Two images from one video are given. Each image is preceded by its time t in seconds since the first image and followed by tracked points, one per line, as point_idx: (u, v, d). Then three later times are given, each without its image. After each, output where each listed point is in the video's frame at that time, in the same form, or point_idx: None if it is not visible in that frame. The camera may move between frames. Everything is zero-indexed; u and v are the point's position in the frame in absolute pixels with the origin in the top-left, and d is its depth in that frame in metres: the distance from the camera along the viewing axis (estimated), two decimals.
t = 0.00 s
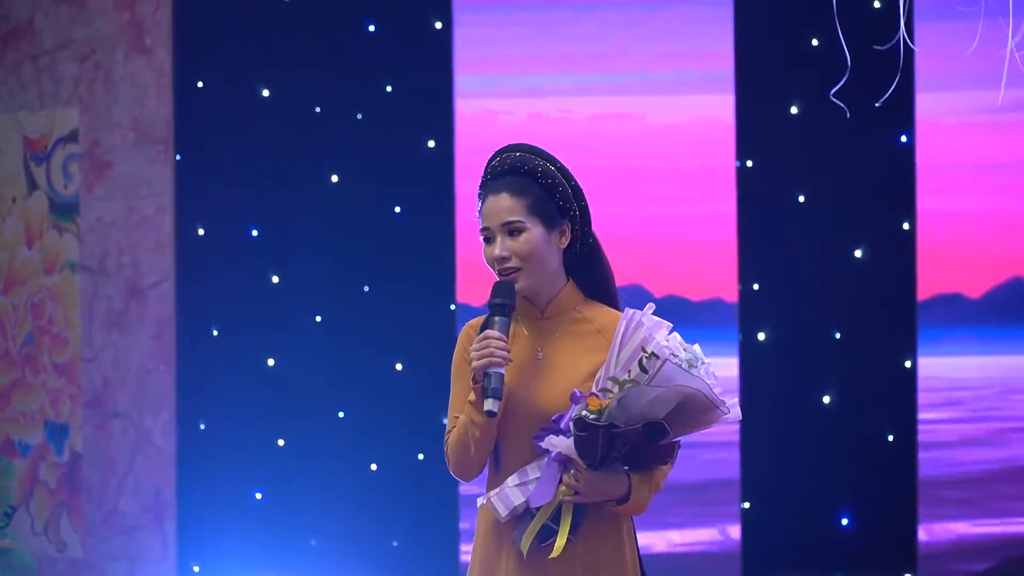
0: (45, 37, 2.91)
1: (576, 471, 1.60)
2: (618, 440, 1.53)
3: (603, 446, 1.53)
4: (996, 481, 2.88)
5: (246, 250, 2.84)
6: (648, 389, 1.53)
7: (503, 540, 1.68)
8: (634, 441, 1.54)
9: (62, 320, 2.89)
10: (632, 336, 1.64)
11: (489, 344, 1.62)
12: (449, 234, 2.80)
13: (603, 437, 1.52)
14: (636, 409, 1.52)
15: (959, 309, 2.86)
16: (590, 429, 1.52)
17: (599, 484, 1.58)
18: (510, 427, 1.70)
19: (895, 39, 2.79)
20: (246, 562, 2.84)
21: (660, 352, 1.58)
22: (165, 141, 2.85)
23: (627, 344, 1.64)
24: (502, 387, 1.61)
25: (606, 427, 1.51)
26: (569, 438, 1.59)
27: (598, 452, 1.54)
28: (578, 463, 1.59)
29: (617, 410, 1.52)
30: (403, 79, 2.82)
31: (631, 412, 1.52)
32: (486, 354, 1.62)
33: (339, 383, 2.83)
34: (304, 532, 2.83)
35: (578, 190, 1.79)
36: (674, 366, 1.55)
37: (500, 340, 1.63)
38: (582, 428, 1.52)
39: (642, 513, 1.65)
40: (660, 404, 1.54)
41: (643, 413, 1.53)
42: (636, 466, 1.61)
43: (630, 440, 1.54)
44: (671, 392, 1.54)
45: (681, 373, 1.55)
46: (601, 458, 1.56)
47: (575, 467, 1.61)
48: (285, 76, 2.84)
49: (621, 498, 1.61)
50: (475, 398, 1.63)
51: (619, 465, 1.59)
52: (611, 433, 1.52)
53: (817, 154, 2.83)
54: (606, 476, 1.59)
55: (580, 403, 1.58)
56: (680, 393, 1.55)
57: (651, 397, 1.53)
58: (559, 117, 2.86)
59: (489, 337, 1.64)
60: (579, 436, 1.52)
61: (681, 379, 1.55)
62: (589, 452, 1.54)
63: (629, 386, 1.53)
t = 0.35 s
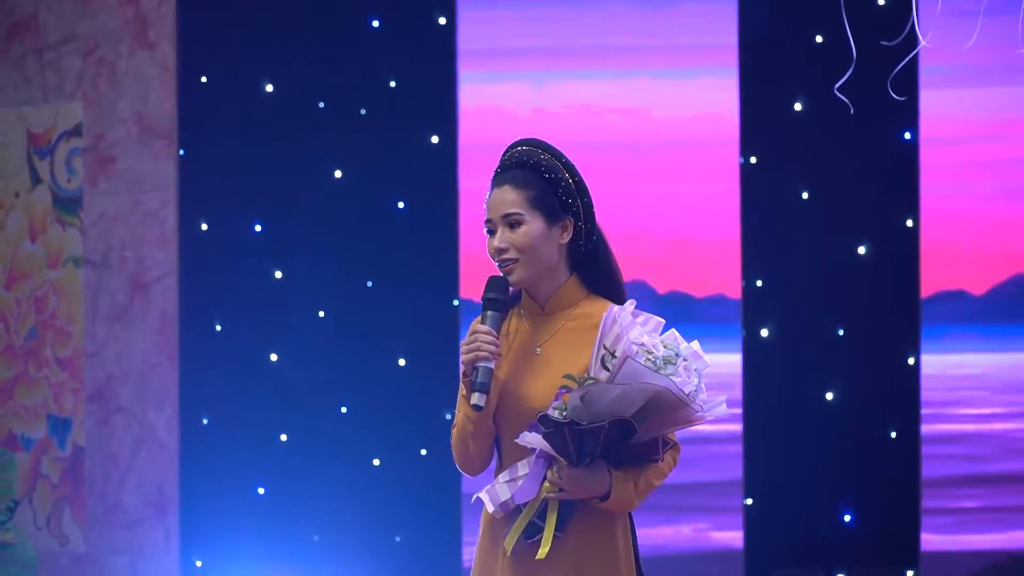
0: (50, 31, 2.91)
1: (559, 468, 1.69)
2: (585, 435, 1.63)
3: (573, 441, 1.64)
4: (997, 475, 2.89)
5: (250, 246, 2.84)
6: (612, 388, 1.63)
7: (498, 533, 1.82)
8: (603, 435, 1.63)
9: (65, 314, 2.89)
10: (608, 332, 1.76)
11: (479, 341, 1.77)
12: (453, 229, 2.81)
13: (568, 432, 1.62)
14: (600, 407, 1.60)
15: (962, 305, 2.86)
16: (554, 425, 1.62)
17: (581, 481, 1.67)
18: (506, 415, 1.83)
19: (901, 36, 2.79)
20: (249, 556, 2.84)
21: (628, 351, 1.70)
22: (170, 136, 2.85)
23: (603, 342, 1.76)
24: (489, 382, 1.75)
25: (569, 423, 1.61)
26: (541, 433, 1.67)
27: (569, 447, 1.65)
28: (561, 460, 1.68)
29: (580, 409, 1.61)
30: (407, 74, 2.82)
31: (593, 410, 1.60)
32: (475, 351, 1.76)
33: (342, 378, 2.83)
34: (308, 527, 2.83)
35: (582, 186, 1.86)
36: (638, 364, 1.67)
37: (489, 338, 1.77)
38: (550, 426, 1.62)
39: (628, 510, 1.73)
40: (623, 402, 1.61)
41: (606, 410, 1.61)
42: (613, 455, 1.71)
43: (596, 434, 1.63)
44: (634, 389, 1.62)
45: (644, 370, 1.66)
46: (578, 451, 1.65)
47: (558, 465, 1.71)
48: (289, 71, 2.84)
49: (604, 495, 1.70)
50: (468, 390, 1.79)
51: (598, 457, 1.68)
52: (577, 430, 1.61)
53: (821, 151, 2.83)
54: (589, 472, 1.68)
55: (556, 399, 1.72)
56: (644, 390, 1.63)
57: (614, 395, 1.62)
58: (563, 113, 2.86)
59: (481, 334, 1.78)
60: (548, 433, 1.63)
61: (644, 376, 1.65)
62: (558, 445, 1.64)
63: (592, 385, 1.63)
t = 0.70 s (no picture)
0: None
1: (542, 436, 1.66)
2: (561, 405, 1.57)
3: (550, 411, 1.58)
4: (989, 448, 2.87)
5: (241, 208, 2.84)
6: (588, 358, 1.57)
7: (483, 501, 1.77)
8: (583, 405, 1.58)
9: (55, 274, 2.89)
10: (588, 303, 1.63)
11: (465, 305, 1.76)
12: (443, 193, 2.80)
13: (546, 401, 1.57)
14: (577, 375, 1.55)
15: (953, 275, 2.86)
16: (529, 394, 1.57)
17: (563, 449, 1.63)
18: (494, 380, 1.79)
19: (900, 5, 2.77)
20: (236, 518, 2.85)
21: (608, 322, 1.61)
22: (162, 98, 2.85)
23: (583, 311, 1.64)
24: (475, 346, 1.73)
25: (545, 392, 1.55)
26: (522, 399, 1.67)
27: (549, 418, 1.60)
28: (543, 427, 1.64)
29: (556, 376, 1.56)
30: (399, 38, 2.81)
31: (570, 378, 1.55)
32: (461, 314, 1.75)
33: (331, 342, 2.83)
34: (296, 489, 2.84)
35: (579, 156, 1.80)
36: (617, 335, 1.59)
37: (476, 302, 1.76)
38: (527, 394, 1.57)
39: (612, 479, 1.67)
40: (601, 370, 1.55)
41: (583, 379, 1.55)
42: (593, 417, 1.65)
43: (574, 404, 1.58)
44: (611, 359, 1.57)
45: (623, 341, 1.58)
46: (556, 421, 1.60)
47: (541, 431, 1.67)
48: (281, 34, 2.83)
49: (586, 463, 1.65)
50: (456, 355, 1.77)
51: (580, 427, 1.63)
52: (554, 399, 1.56)
53: (813, 120, 2.82)
54: (572, 441, 1.64)
55: (535, 370, 1.66)
56: (622, 360, 1.57)
57: (589, 365, 1.56)
58: (555, 80, 2.87)
59: (469, 298, 1.77)
60: (524, 400, 1.58)
61: (623, 347, 1.58)
62: (537, 412, 1.60)
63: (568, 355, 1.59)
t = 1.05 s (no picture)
0: None
1: (534, 417, 1.63)
2: (548, 387, 1.56)
3: (538, 393, 1.57)
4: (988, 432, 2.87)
5: (241, 188, 2.84)
6: (575, 340, 1.56)
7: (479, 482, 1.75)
8: (572, 387, 1.56)
9: (55, 254, 2.89)
10: (579, 286, 1.64)
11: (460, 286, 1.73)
12: (443, 173, 2.80)
13: (534, 383, 1.56)
14: (564, 357, 1.55)
15: (953, 257, 2.86)
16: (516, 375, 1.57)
17: (555, 432, 1.60)
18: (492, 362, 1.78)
19: None
20: (235, 498, 2.85)
21: (596, 305, 1.60)
22: (162, 77, 2.85)
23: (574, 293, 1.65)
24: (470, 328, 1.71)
25: (532, 374, 1.55)
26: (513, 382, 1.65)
27: (538, 401, 1.58)
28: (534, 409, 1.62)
29: (543, 358, 1.56)
30: (400, 18, 2.81)
31: (557, 360, 1.55)
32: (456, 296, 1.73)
33: (331, 322, 2.83)
34: (296, 469, 2.83)
35: (576, 137, 1.79)
36: (604, 319, 1.58)
37: (471, 283, 1.73)
38: (516, 377, 1.57)
39: (605, 461, 1.65)
40: (587, 352, 1.55)
41: (569, 361, 1.55)
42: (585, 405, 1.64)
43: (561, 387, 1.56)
44: (598, 342, 1.56)
45: (609, 325, 1.57)
46: (546, 403, 1.58)
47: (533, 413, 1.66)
48: (281, 14, 2.83)
49: (577, 445, 1.62)
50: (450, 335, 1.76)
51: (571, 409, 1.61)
52: (542, 381, 1.55)
53: (814, 101, 2.82)
54: (563, 423, 1.61)
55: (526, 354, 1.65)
56: (608, 344, 1.56)
57: (574, 348, 1.55)
58: (556, 61, 2.88)
59: (464, 279, 1.75)
60: (513, 382, 1.57)
61: (610, 330, 1.57)
62: (526, 395, 1.59)
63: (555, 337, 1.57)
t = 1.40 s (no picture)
0: None
1: (522, 402, 1.63)
2: (531, 372, 1.56)
3: (521, 378, 1.57)
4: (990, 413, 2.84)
5: (238, 173, 2.84)
6: (556, 326, 1.56)
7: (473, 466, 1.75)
8: (555, 372, 1.56)
9: (52, 239, 2.89)
10: (562, 271, 1.62)
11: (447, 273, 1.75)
12: (439, 156, 2.79)
13: (517, 369, 1.57)
14: (544, 343, 1.55)
15: (953, 237, 2.81)
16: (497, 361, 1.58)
17: (542, 415, 1.61)
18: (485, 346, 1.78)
19: None
20: (234, 483, 2.84)
21: (577, 290, 1.59)
22: (158, 62, 2.85)
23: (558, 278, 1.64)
24: (457, 314, 1.73)
25: (514, 360, 1.56)
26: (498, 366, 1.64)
27: (524, 386, 1.59)
28: (522, 393, 1.63)
29: (524, 343, 1.56)
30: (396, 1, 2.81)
31: (538, 345, 1.55)
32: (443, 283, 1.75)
33: (328, 306, 2.83)
34: (294, 454, 2.83)
35: (563, 120, 1.78)
36: (585, 304, 1.56)
37: (458, 270, 1.75)
38: (499, 362, 1.58)
39: (595, 444, 1.65)
40: (567, 338, 1.54)
41: (550, 346, 1.54)
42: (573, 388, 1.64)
43: (544, 373, 1.56)
44: (577, 327, 1.55)
45: (589, 310, 1.55)
46: (529, 387, 1.58)
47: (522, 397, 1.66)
48: None
49: (565, 428, 1.63)
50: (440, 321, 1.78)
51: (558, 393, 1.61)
52: (524, 367, 1.55)
53: (810, 81, 2.82)
54: (550, 406, 1.62)
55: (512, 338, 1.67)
56: (589, 329, 1.54)
57: (554, 334, 1.54)
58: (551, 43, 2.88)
59: (451, 266, 1.76)
60: (495, 368, 1.59)
61: (591, 315, 1.55)
62: (511, 380, 1.60)
63: (536, 324, 1.57)
